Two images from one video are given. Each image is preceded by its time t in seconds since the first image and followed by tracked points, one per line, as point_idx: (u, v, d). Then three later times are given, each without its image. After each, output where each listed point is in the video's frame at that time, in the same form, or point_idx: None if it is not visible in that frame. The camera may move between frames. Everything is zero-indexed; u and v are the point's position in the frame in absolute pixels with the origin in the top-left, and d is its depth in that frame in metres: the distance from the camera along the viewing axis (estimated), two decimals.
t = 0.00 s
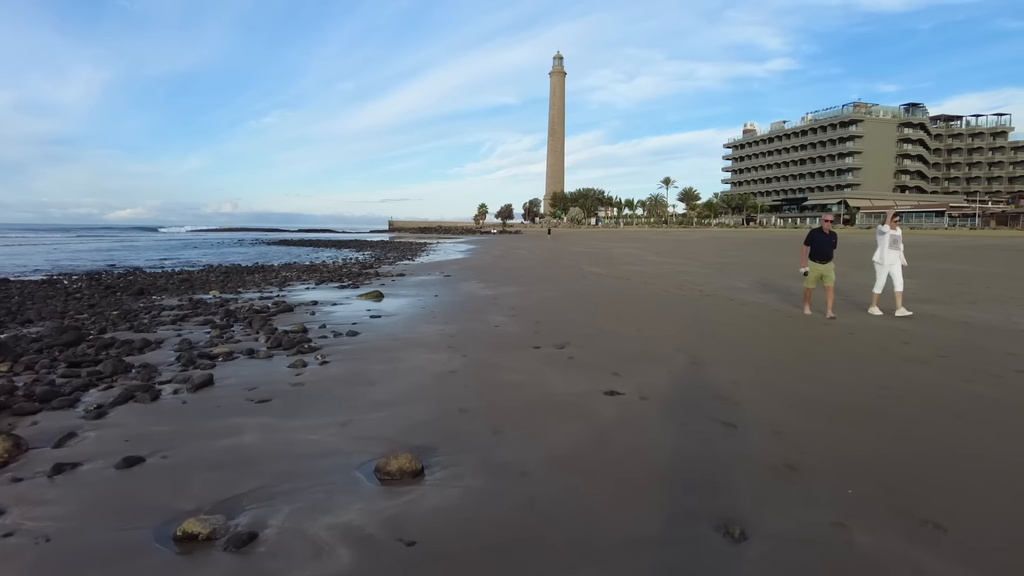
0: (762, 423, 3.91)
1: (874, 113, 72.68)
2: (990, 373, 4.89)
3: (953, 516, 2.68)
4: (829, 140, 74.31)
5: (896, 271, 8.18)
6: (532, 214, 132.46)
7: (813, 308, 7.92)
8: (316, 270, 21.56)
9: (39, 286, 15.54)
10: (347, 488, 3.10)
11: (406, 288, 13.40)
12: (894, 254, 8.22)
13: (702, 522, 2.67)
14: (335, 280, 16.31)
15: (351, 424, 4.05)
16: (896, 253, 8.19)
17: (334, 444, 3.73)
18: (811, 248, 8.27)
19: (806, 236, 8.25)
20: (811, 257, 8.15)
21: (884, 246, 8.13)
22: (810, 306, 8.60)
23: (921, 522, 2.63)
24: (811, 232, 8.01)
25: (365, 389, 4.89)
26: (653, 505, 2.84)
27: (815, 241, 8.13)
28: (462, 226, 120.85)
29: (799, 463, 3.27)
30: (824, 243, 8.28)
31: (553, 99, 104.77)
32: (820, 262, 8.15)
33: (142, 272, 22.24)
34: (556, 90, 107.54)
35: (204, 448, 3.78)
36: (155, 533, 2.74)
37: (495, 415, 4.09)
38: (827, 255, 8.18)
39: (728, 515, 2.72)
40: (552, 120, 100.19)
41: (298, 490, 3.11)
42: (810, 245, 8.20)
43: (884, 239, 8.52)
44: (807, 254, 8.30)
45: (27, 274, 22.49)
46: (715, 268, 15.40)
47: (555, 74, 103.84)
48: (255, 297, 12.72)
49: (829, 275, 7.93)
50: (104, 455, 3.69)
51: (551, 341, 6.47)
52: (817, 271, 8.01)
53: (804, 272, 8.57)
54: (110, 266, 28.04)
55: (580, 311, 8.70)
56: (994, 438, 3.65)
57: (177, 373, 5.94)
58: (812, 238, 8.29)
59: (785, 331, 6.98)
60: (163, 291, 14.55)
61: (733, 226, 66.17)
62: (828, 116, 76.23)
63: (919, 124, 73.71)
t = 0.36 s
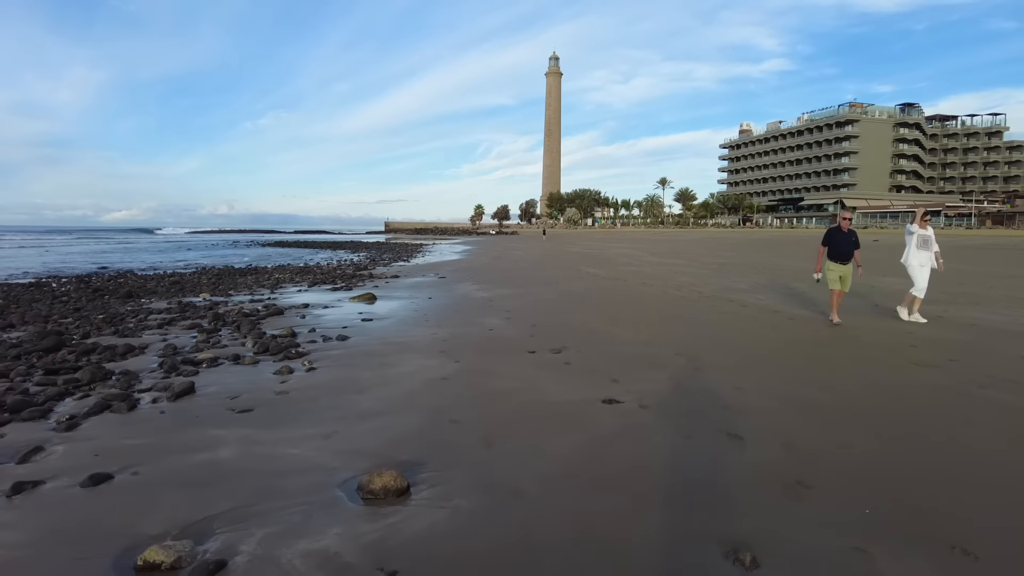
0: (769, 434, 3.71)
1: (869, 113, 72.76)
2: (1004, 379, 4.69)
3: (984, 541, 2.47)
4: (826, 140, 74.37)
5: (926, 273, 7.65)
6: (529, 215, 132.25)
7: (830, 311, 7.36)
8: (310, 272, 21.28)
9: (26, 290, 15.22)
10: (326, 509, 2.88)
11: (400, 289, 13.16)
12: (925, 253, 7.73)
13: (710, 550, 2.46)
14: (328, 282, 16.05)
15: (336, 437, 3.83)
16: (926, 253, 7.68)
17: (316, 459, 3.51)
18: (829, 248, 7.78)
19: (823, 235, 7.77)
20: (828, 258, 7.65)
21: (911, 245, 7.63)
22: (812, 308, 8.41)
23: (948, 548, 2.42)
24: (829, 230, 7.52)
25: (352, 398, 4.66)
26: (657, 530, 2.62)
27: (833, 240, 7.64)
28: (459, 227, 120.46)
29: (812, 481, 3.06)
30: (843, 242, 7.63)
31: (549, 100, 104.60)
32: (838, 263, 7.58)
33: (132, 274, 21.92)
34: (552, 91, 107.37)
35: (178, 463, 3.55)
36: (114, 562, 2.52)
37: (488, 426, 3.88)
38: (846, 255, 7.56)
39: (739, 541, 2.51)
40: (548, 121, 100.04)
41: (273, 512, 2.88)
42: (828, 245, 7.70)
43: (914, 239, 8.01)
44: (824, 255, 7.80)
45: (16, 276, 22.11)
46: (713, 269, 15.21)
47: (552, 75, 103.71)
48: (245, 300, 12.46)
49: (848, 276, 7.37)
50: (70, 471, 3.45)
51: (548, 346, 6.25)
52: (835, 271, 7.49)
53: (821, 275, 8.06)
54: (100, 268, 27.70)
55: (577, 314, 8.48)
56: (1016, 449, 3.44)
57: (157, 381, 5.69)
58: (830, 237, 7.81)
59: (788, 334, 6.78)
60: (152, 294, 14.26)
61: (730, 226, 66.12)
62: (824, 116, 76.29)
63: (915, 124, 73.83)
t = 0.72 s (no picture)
0: (775, 443, 3.55)
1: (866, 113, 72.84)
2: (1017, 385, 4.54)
3: (1009, 563, 2.32)
4: (822, 140, 74.41)
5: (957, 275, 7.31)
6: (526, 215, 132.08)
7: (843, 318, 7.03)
8: (305, 272, 21.07)
9: (15, 292, 14.96)
10: (308, 529, 2.70)
11: (395, 291, 12.97)
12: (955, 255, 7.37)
13: None
14: (322, 283, 15.85)
15: (322, 449, 3.65)
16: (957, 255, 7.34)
17: (301, 473, 3.33)
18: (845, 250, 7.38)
19: (840, 236, 7.39)
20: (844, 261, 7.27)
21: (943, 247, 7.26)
22: (813, 309, 8.28)
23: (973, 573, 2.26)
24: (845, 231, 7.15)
25: (340, 407, 4.48)
26: (661, 550, 2.46)
27: (850, 242, 7.23)
28: (456, 227, 120.40)
29: (823, 496, 2.90)
30: (858, 244, 7.23)
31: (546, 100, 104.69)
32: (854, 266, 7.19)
33: (125, 275, 21.65)
34: (550, 92, 107.57)
35: (155, 477, 3.37)
36: None
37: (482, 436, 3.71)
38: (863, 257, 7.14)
39: (748, 565, 2.35)
40: (546, 121, 99.97)
41: (252, 531, 2.71)
42: (844, 247, 7.31)
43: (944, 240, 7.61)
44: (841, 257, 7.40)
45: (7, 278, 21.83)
46: (712, 269, 15.08)
47: (548, 76, 103.72)
48: (237, 302, 12.25)
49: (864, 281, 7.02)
50: (39, 487, 3.26)
51: (544, 350, 6.09)
52: (852, 276, 7.11)
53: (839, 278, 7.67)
54: (93, 269, 27.39)
55: (574, 316, 8.33)
56: None
57: (140, 387, 5.48)
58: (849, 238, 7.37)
59: (790, 336, 6.63)
60: (143, 296, 14.03)
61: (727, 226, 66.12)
62: (821, 116, 76.35)
63: (911, 124, 73.97)
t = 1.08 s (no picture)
0: (791, 453, 3.35)
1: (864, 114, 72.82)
2: None
3: None
4: (820, 140, 74.42)
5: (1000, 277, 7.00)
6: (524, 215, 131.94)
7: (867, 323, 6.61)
8: (301, 272, 20.83)
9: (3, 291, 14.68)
10: (292, 548, 2.50)
11: (391, 291, 12.76)
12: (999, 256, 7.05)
13: None
14: (317, 283, 15.61)
15: (310, 459, 3.44)
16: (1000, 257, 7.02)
17: (287, 484, 3.12)
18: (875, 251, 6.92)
19: (874, 236, 6.87)
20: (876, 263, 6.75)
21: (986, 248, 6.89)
22: (818, 309, 8.08)
23: None
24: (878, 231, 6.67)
25: (332, 413, 4.27)
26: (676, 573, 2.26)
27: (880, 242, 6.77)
28: (454, 227, 120.39)
29: (846, 512, 2.71)
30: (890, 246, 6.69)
31: (543, 101, 104.63)
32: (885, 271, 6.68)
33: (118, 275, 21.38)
34: (547, 92, 107.51)
35: (131, 489, 3.16)
36: None
37: (481, 445, 3.51)
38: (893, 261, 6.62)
39: None
40: (544, 121, 99.83)
41: (232, 551, 2.50)
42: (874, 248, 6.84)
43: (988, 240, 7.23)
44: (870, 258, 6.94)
45: None
46: (712, 270, 14.92)
47: (546, 77, 103.68)
48: (230, 303, 12.03)
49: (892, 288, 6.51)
50: (7, 500, 3.05)
51: (544, 352, 5.90)
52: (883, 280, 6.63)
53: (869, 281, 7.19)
54: (87, 269, 27.10)
55: (573, 317, 8.14)
56: None
57: (124, 390, 5.26)
58: (883, 239, 6.81)
59: (795, 337, 6.46)
60: (134, 296, 13.79)
61: (725, 226, 66.08)
62: (819, 116, 76.37)
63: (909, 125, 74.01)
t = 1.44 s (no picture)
0: (810, 473, 3.16)
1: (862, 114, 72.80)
2: None
3: None
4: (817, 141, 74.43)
5: None
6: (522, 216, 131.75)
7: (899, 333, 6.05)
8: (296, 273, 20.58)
9: None
10: None
11: (386, 293, 12.54)
12: None
13: None
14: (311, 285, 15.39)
15: (297, 478, 3.22)
16: None
17: (271, 508, 2.91)
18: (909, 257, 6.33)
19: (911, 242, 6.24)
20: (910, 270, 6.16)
21: None
22: (825, 314, 7.88)
23: None
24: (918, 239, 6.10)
25: (321, 426, 4.06)
26: None
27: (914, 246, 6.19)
28: (451, 227, 120.11)
29: (877, 543, 2.53)
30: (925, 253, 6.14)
31: (541, 100, 104.59)
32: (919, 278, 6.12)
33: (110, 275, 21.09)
34: (544, 92, 107.37)
35: (104, 512, 2.94)
36: None
37: (480, 462, 3.31)
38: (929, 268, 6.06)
39: None
40: (541, 121, 99.67)
41: None
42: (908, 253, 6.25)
43: None
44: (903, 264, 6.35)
45: None
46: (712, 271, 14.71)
47: (543, 77, 103.63)
48: (222, 305, 11.78)
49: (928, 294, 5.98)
50: None
51: (544, 359, 5.69)
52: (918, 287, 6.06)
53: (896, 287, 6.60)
54: (81, 270, 26.80)
55: (573, 321, 7.93)
56: None
57: (106, 399, 5.03)
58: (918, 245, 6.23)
59: (801, 343, 6.27)
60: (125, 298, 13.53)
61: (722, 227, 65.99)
62: (816, 117, 76.35)
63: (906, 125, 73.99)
